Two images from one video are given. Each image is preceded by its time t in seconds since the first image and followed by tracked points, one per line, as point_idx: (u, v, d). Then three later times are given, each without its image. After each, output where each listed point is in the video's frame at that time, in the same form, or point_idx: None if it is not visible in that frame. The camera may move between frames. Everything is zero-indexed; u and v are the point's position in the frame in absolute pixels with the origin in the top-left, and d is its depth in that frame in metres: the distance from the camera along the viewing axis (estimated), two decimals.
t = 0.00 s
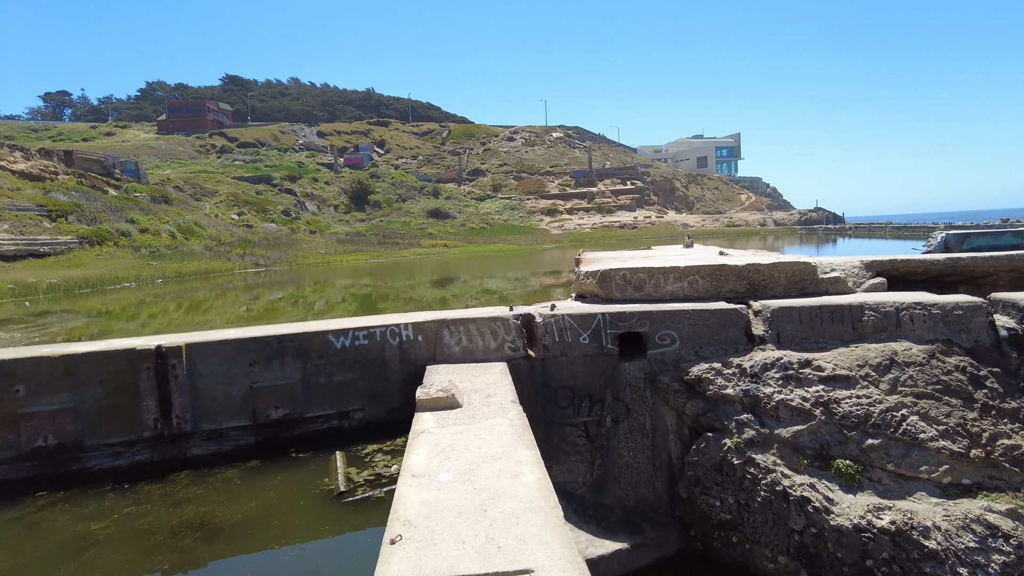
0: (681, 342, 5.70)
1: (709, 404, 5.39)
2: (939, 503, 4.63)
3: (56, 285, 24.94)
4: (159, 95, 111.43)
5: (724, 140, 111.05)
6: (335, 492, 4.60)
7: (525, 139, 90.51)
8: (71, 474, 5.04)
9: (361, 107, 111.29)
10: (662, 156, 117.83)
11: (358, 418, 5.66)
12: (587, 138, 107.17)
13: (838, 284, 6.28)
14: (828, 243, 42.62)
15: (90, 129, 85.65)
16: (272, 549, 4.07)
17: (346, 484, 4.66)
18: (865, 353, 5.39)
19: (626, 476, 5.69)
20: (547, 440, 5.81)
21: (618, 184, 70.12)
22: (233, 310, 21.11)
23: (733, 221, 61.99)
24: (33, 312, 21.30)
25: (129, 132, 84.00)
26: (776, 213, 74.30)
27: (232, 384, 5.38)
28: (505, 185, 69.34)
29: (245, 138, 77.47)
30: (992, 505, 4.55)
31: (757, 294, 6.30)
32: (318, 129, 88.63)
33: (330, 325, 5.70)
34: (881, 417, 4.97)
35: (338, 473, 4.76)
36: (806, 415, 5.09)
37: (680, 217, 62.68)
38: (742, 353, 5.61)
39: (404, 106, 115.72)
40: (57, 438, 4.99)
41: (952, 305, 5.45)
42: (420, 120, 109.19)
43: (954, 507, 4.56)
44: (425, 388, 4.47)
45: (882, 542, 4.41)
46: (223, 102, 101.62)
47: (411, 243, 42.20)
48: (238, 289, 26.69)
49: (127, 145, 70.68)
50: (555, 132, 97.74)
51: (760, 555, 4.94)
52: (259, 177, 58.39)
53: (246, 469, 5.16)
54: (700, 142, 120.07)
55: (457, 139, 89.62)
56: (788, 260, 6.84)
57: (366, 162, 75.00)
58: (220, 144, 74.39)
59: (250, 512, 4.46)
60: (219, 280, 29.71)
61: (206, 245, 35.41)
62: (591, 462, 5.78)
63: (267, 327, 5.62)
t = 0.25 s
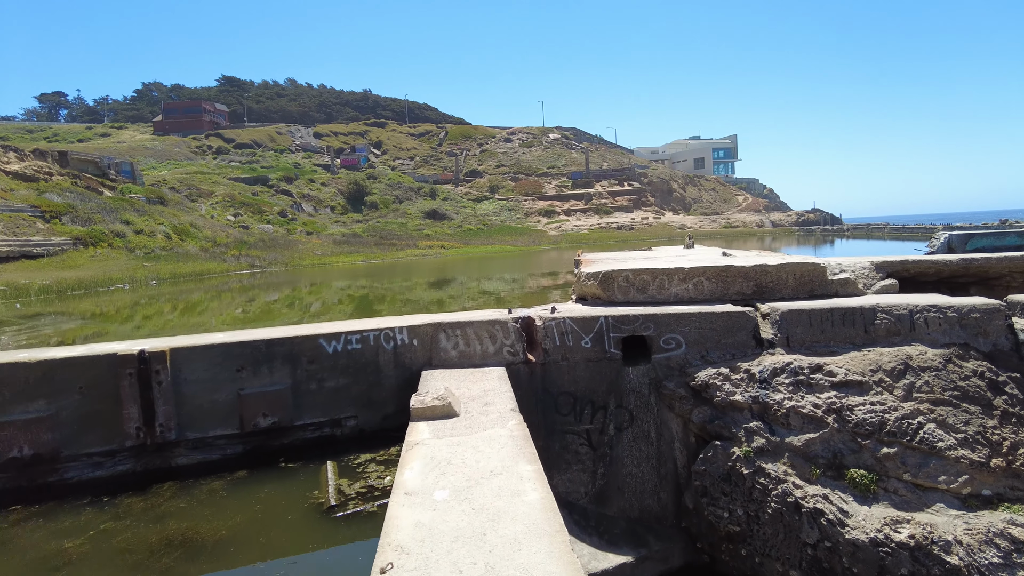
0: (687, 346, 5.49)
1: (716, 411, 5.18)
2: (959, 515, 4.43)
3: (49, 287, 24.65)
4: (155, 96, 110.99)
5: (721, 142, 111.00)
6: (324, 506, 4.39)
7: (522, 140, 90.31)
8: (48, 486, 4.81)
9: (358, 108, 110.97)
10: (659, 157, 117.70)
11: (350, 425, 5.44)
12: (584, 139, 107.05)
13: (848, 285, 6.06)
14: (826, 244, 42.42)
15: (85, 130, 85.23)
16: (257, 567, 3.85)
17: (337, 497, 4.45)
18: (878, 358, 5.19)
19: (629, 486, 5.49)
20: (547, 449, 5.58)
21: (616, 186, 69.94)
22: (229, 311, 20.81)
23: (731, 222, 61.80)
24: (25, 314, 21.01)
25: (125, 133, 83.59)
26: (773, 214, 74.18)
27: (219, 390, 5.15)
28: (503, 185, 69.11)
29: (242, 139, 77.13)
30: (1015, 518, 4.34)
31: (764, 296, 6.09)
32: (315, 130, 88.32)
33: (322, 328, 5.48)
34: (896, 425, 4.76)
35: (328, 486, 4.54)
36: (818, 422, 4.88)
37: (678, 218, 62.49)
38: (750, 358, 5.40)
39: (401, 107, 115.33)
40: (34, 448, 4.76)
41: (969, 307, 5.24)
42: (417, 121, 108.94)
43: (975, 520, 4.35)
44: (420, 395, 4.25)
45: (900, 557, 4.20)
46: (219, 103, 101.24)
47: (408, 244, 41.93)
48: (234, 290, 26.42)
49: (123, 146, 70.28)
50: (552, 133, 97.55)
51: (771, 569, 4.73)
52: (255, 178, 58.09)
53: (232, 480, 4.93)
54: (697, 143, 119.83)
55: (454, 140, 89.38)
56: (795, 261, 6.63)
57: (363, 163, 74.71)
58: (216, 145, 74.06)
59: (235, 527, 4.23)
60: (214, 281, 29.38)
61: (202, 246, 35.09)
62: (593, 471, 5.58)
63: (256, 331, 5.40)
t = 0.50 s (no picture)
0: (685, 353, 5.31)
1: (715, 421, 5.01)
2: (968, 530, 4.27)
3: (31, 288, 24.18)
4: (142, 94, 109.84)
5: (710, 143, 111.32)
6: (307, 524, 4.19)
7: (513, 140, 90.11)
8: (14, 503, 4.56)
9: (347, 107, 110.35)
10: (649, 158, 117.84)
11: (335, 436, 5.23)
12: (574, 139, 106.97)
13: (849, 290, 5.92)
14: (815, 245, 42.50)
15: (71, 128, 84.19)
16: None
17: (320, 515, 4.25)
18: (882, 366, 5.03)
19: (626, 498, 5.31)
20: (541, 461, 5.39)
21: (606, 186, 69.89)
22: (217, 312, 20.46)
23: (721, 223, 61.87)
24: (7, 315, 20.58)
25: (112, 131, 82.63)
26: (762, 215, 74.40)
27: (197, 400, 4.92)
28: (493, 186, 68.87)
29: (230, 138, 76.44)
30: None
31: (764, 300, 5.93)
32: (304, 129, 87.70)
33: (306, 335, 5.27)
34: (902, 436, 4.60)
35: (311, 503, 4.35)
36: (821, 433, 4.71)
37: (668, 219, 62.49)
38: (750, 366, 5.23)
39: (391, 106, 114.75)
40: None
41: (975, 314, 5.09)
42: (407, 120, 108.48)
43: (985, 536, 4.19)
44: (409, 406, 4.04)
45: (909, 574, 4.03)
46: (207, 101, 100.30)
47: (398, 245, 41.60)
48: (221, 291, 26.06)
49: (109, 144, 69.46)
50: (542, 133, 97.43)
51: None
52: (243, 177, 57.53)
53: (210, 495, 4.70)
54: (687, 144, 120.10)
55: (444, 140, 89.04)
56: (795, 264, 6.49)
57: (353, 163, 74.24)
58: (204, 144, 73.35)
59: (211, 548, 4.02)
60: (201, 281, 28.96)
61: (188, 246, 34.61)
62: (588, 483, 5.39)
63: (237, 338, 5.18)
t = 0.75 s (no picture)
0: (681, 356, 5.14)
1: (712, 426, 4.85)
2: (973, 539, 4.13)
3: (9, 288, 23.67)
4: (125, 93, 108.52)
5: (697, 144, 111.80)
6: (285, 537, 3.99)
7: (500, 140, 89.93)
8: None
9: (334, 106, 109.65)
10: (636, 159, 118.06)
11: (317, 444, 5.03)
12: (562, 140, 106.97)
13: (847, 291, 5.79)
14: (800, 246, 42.69)
15: (52, 126, 82.98)
16: None
17: (299, 528, 4.04)
18: (883, 368, 4.89)
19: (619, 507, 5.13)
20: (532, 468, 5.19)
21: (593, 187, 69.89)
22: (201, 313, 20.11)
23: (707, 224, 62.03)
24: None
25: (94, 130, 81.53)
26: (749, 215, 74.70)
27: (171, 406, 4.68)
28: (480, 186, 68.64)
29: (215, 137, 75.65)
30: None
31: (760, 301, 5.78)
32: (290, 128, 87.02)
33: (287, 338, 5.05)
34: (905, 441, 4.45)
35: (291, 516, 4.14)
36: (821, 438, 4.56)
37: (655, 219, 62.57)
38: (747, 369, 5.07)
39: (378, 106, 114.13)
40: None
41: (977, 315, 4.97)
42: (394, 120, 107.98)
43: (992, 545, 4.05)
44: (394, 413, 3.83)
45: None
46: (192, 100, 99.26)
47: (384, 245, 41.28)
48: (206, 291, 25.67)
49: (92, 143, 68.55)
50: (530, 133, 97.33)
51: None
52: (228, 176, 56.90)
53: (185, 507, 4.46)
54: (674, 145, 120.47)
55: (431, 140, 88.68)
56: (790, 264, 6.35)
57: (339, 162, 73.72)
58: (188, 143, 72.54)
59: (182, 565, 3.80)
60: (185, 282, 28.51)
61: (172, 246, 34.10)
62: (581, 491, 5.22)
63: (214, 341, 4.95)
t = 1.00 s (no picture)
0: (680, 360, 4.93)
1: (713, 434, 4.64)
2: (987, 552, 3.94)
3: None
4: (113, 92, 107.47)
5: (688, 146, 111.98)
6: (262, 556, 3.78)
7: (491, 141, 89.69)
8: None
9: (324, 107, 109.07)
10: (627, 160, 118.10)
11: (298, 454, 4.79)
12: (553, 141, 106.87)
13: (849, 293, 5.59)
14: (791, 247, 42.70)
15: (39, 125, 82.00)
16: None
17: (277, 546, 3.83)
18: (890, 373, 4.69)
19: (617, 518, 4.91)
20: (524, 478, 4.96)
21: (584, 188, 69.77)
22: (189, 314, 19.78)
23: (698, 225, 62.03)
24: None
25: (81, 129, 80.65)
26: (739, 216, 74.79)
27: (143, 415, 4.42)
28: (471, 187, 68.35)
29: (204, 137, 74.98)
30: None
31: (760, 304, 5.59)
32: (280, 128, 86.40)
33: (267, 342, 4.81)
34: (915, 450, 4.26)
35: (268, 532, 3.94)
36: (827, 447, 4.36)
37: (646, 220, 62.53)
38: (749, 374, 4.87)
39: (368, 106, 113.59)
40: None
41: (987, 318, 4.79)
42: (385, 121, 107.51)
43: (1007, 560, 3.86)
44: (377, 424, 3.60)
45: None
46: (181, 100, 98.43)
47: (375, 246, 40.93)
48: (193, 292, 25.29)
49: (79, 143, 67.74)
50: (521, 134, 97.12)
51: None
52: (217, 177, 56.35)
53: (156, 524, 4.21)
54: (664, 147, 120.62)
55: (422, 141, 88.29)
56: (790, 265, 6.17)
57: (330, 163, 73.23)
58: (177, 143, 71.87)
59: None
60: (173, 283, 28.10)
61: (159, 247, 33.62)
62: (575, 502, 4.99)
63: (189, 346, 4.70)
